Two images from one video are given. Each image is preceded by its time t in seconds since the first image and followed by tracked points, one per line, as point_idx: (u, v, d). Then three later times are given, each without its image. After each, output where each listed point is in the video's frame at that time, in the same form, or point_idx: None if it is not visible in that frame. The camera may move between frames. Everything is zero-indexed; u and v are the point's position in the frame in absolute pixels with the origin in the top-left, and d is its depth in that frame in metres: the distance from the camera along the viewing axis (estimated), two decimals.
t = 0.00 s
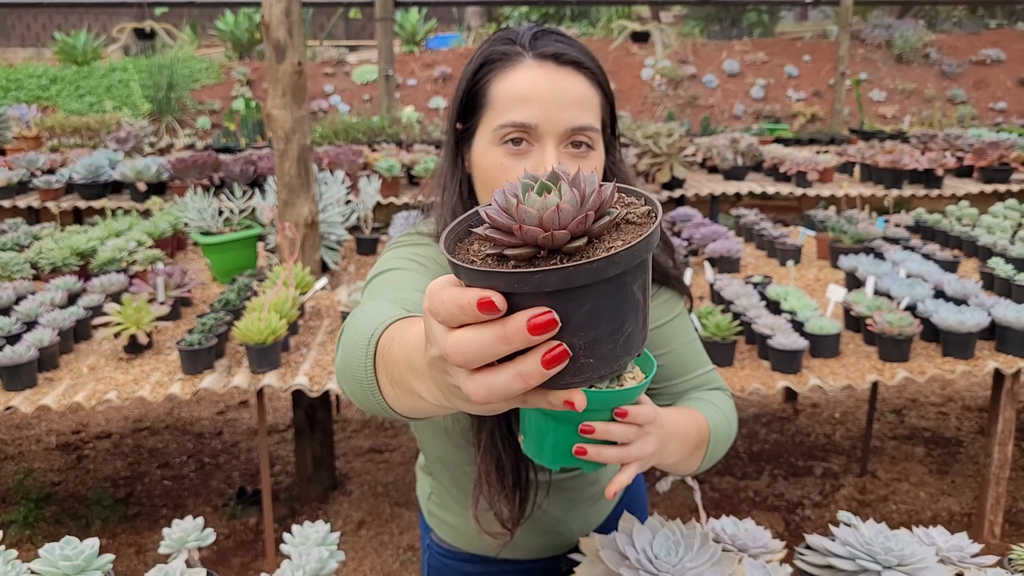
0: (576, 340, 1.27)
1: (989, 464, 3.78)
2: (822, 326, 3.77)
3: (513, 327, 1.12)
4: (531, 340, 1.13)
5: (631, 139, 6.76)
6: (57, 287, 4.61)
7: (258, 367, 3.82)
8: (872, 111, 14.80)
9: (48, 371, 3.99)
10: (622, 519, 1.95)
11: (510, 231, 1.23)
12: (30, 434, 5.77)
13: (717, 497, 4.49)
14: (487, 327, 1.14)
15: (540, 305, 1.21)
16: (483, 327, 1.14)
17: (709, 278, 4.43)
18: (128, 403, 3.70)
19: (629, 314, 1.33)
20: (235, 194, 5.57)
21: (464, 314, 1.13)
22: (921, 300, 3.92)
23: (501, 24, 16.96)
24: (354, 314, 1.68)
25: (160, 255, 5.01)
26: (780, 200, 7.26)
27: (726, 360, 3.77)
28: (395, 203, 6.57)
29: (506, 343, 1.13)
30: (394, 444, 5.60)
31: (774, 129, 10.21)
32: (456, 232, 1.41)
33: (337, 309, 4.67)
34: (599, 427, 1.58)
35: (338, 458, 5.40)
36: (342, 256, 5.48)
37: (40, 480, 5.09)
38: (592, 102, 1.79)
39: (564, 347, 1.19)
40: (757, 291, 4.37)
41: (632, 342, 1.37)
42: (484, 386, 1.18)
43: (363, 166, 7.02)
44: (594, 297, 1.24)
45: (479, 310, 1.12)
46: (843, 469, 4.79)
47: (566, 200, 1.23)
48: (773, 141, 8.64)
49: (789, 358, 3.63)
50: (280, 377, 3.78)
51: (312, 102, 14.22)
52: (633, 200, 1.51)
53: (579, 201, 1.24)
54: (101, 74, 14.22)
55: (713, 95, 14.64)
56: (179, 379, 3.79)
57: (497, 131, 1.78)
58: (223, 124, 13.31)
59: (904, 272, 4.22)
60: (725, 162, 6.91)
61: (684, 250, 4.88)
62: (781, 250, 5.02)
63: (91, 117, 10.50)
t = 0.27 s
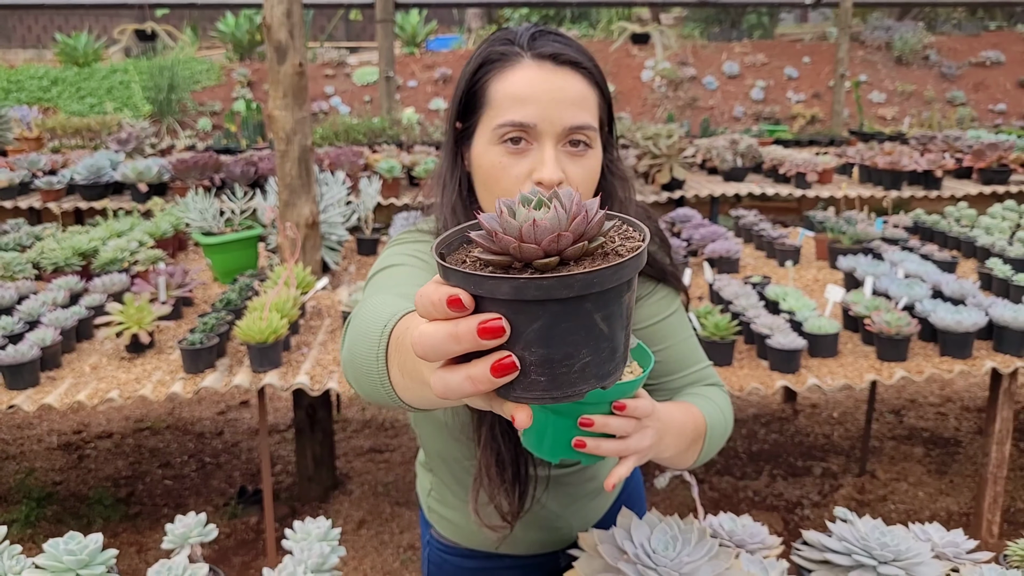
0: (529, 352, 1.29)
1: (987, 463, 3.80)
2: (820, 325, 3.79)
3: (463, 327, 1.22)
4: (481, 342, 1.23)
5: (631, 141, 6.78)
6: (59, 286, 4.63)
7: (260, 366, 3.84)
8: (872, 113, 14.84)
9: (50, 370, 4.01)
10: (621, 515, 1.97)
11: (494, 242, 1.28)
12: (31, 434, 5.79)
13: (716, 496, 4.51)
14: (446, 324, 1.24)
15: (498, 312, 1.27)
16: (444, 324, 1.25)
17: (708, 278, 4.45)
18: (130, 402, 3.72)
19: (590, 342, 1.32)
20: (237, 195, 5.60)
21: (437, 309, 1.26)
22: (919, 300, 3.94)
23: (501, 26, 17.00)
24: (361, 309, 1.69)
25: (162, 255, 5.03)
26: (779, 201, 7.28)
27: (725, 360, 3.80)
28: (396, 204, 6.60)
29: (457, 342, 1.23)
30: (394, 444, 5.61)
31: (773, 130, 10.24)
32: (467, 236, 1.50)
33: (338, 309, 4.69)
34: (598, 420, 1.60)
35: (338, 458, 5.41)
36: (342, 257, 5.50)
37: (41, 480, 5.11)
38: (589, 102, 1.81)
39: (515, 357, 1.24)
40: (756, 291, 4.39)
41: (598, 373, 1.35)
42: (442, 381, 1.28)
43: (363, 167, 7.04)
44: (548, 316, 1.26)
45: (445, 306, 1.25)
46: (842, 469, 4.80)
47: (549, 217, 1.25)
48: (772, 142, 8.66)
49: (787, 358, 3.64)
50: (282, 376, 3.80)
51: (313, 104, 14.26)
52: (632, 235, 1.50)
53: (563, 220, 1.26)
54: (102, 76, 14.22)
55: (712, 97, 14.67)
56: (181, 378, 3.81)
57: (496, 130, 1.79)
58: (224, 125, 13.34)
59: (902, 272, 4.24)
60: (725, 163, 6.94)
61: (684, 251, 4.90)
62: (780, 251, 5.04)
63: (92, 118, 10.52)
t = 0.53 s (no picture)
0: (507, 338, 1.24)
1: (984, 462, 3.84)
2: (818, 325, 3.84)
3: (448, 306, 1.22)
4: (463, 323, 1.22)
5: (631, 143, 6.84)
6: (67, 287, 4.69)
7: (266, 365, 3.89)
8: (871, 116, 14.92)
9: (59, 369, 4.07)
10: (622, 508, 2.01)
11: (490, 228, 1.22)
12: (38, 433, 5.85)
13: (716, 495, 4.56)
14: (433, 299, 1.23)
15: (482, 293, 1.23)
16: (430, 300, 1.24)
17: (707, 279, 4.51)
18: (138, 399, 3.77)
19: (570, 337, 1.25)
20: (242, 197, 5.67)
21: (423, 285, 1.25)
22: (916, 300, 3.99)
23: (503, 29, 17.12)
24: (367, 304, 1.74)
25: (168, 256, 5.09)
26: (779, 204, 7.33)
27: (724, 359, 3.85)
28: (399, 206, 6.66)
29: (440, 320, 1.22)
30: (397, 443, 5.66)
31: (773, 133, 10.31)
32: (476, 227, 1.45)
33: (342, 309, 4.74)
34: (599, 416, 1.63)
35: (342, 457, 5.47)
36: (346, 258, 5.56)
37: (48, 478, 5.17)
38: (589, 107, 1.84)
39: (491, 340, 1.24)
40: (755, 291, 4.44)
41: (577, 370, 1.27)
42: (424, 356, 1.27)
43: (366, 169, 7.11)
44: (525, 302, 1.21)
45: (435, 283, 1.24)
46: (841, 468, 4.85)
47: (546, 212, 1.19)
48: (772, 145, 8.72)
49: (785, 357, 3.69)
50: (287, 375, 3.86)
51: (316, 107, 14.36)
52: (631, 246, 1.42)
53: (558, 216, 1.20)
54: (107, 79, 14.30)
55: (713, 100, 14.76)
56: (188, 376, 3.87)
57: (498, 135, 1.83)
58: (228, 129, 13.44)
59: (900, 273, 4.29)
60: (725, 166, 7.00)
61: (683, 252, 4.96)
62: (779, 252, 5.09)
63: (97, 121, 10.61)
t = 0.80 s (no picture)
0: (518, 393, 1.22)
1: (985, 465, 3.85)
2: (819, 328, 3.86)
3: (465, 355, 1.19)
4: (477, 374, 1.20)
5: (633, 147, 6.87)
6: (73, 289, 4.72)
7: (270, 367, 3.92)
8: (873, 119, 14.95)
9: (65, 370, 4.10)
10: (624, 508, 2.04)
11: (504, 288, 1.19)
12: (43, 434, 5.88)
13: (718, 497, 4.57)
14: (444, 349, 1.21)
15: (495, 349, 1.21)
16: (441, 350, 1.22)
17: (710, 282, 4.53)
18: (143, 400, 3.80)
19: (580, 394, 1.22)
20: (247, 200, 5.71)
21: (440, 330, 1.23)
22: (917, 303, 4.01)
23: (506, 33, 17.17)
24: (361, 325, 1.71)
25: (173, 258, 5.12)
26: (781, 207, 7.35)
27: (726, 362, 3.88)
28: (403, 209, 6.69)
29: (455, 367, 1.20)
30: (400, 445, 5.68)
31: (776, 136, 10.33)
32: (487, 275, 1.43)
33: (346, 312, 4.77)
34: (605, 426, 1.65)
35: (345, 458, 5.49)
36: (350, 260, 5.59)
37: (53, 479, 5.20)
38: (583, 123, 1.74)
39: (496, 393, 1.23)
40: (756, 295, 4.47)
41: (585, 425, 1.25)
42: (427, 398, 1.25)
43: (370, 173, 7.14)
44: (539, 360, 1.19)
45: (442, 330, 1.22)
46: (843, 471, 4.86)
47: (556, 272, 1.17)
48: (775, 149, 8.74)
49: (787, 360, 3.72)
50: (292, 376, 3.89)
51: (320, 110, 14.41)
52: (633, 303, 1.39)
53: (569, 277, 1.18)
54: (112, 82, 14.35)
55: (715, 103, 14.80)
56: (193, 378, 3.90)
57: (489, 154, 1.74)
58: (232, 132, 13.49)
59: (901, 277, 4.31)
60: (727, 170, 7.02)
61: (685, 256, 4.98)
62: (781, 256, 5.11)
63: (101, 124, 10.66)
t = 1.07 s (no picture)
0: (577, 549, 1.10)
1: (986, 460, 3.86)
2: (821, 323, 3.87)
3: (519, 514, 1.09)
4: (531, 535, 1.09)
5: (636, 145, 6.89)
6: (77, 282, 4.74)
7: (274, 359, 3.94)
8: (876, 119, 14.95)
9: (70, 362, 4.13)
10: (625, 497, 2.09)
11: (537, 450, 1.12)
12: (47, 428, 5.91)
13: (720, 492, 4.59)
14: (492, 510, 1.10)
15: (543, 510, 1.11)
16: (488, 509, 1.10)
17: (711, 278, 4.54)
18: (147, 392, 3.83)
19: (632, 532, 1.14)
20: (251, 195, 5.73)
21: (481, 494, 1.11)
22: (919, 299, 4.02)
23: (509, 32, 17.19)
24: (341, 362, 1.55)
25: (177, 252, 5.15)
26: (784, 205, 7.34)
27: (727, 356, 3.89)
28: (406, 205, 6.71)
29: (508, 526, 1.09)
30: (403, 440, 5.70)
31: (779, 135, 10.34)
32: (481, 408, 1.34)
33: (349, 306, 4.79)
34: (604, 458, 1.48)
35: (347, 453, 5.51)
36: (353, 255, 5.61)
37: (57, 472, 5.23)
38: (581, 122, 1.66)
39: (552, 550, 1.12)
40: (758, 290, 4.48)
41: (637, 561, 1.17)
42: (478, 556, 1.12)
43: (373, 169, 7.16)
44: (594, 516, 1.09)
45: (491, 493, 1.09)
46: (844, 467, 4.87)
47: (585, 425, 1.13)
48: (777, 147, 8.74)
49: (789, 354, 3.73)
50: (295, 369, 3.91)
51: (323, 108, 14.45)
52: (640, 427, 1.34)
53: (597, 429, 1.13)
54: (116, 79, 14.39)
55: (718, 102, 14.81)
56: (197, 370, 3.92)
57: (483, 154, 1.67)
58: (235, 130, 13.53)
59: (903, 272, 4.32)
60: (729, 167, 7.03)
61: (687, 251, 5.00)
62: (783, 252, 5.12)
63: (105, 121, 10.70)
